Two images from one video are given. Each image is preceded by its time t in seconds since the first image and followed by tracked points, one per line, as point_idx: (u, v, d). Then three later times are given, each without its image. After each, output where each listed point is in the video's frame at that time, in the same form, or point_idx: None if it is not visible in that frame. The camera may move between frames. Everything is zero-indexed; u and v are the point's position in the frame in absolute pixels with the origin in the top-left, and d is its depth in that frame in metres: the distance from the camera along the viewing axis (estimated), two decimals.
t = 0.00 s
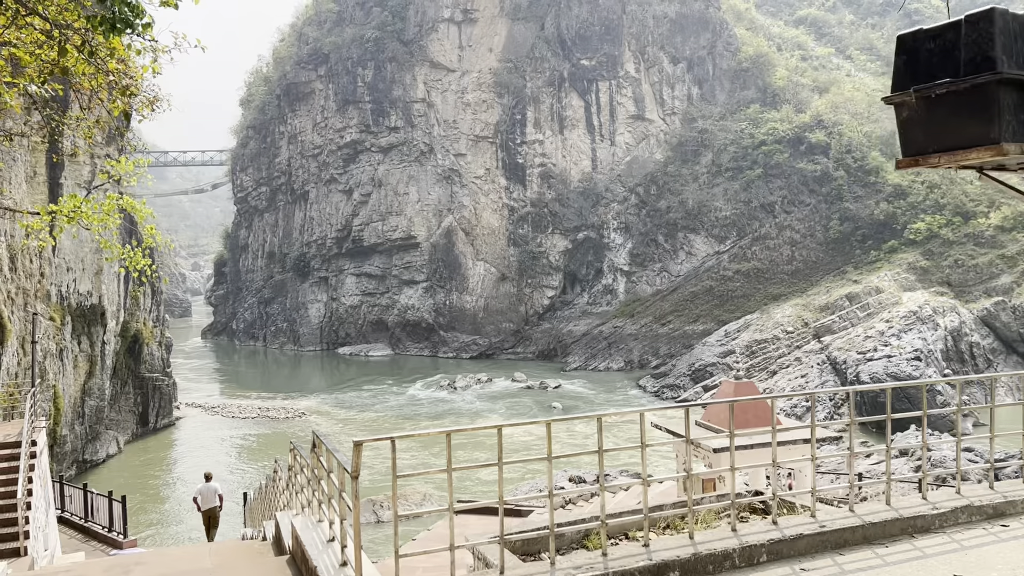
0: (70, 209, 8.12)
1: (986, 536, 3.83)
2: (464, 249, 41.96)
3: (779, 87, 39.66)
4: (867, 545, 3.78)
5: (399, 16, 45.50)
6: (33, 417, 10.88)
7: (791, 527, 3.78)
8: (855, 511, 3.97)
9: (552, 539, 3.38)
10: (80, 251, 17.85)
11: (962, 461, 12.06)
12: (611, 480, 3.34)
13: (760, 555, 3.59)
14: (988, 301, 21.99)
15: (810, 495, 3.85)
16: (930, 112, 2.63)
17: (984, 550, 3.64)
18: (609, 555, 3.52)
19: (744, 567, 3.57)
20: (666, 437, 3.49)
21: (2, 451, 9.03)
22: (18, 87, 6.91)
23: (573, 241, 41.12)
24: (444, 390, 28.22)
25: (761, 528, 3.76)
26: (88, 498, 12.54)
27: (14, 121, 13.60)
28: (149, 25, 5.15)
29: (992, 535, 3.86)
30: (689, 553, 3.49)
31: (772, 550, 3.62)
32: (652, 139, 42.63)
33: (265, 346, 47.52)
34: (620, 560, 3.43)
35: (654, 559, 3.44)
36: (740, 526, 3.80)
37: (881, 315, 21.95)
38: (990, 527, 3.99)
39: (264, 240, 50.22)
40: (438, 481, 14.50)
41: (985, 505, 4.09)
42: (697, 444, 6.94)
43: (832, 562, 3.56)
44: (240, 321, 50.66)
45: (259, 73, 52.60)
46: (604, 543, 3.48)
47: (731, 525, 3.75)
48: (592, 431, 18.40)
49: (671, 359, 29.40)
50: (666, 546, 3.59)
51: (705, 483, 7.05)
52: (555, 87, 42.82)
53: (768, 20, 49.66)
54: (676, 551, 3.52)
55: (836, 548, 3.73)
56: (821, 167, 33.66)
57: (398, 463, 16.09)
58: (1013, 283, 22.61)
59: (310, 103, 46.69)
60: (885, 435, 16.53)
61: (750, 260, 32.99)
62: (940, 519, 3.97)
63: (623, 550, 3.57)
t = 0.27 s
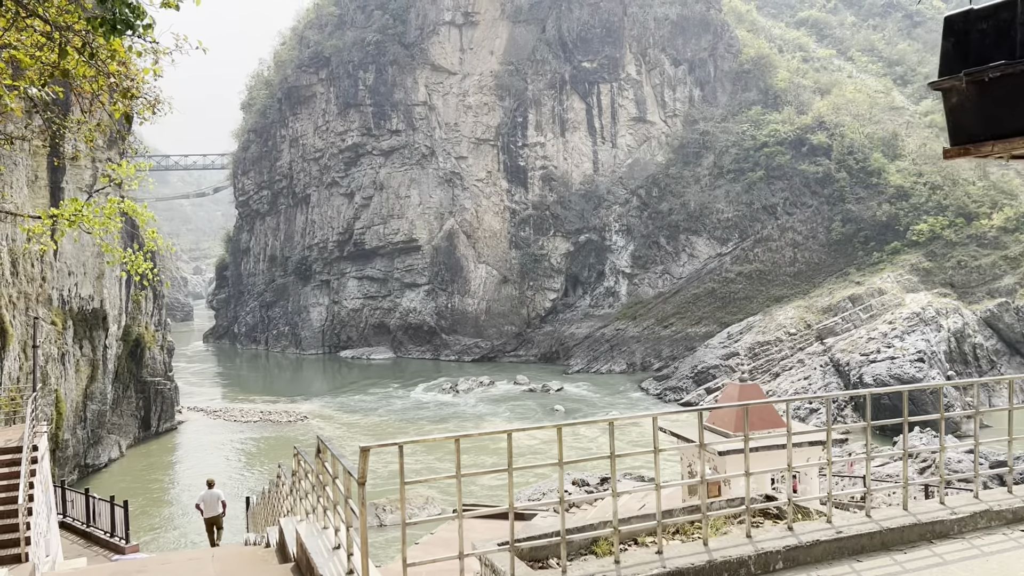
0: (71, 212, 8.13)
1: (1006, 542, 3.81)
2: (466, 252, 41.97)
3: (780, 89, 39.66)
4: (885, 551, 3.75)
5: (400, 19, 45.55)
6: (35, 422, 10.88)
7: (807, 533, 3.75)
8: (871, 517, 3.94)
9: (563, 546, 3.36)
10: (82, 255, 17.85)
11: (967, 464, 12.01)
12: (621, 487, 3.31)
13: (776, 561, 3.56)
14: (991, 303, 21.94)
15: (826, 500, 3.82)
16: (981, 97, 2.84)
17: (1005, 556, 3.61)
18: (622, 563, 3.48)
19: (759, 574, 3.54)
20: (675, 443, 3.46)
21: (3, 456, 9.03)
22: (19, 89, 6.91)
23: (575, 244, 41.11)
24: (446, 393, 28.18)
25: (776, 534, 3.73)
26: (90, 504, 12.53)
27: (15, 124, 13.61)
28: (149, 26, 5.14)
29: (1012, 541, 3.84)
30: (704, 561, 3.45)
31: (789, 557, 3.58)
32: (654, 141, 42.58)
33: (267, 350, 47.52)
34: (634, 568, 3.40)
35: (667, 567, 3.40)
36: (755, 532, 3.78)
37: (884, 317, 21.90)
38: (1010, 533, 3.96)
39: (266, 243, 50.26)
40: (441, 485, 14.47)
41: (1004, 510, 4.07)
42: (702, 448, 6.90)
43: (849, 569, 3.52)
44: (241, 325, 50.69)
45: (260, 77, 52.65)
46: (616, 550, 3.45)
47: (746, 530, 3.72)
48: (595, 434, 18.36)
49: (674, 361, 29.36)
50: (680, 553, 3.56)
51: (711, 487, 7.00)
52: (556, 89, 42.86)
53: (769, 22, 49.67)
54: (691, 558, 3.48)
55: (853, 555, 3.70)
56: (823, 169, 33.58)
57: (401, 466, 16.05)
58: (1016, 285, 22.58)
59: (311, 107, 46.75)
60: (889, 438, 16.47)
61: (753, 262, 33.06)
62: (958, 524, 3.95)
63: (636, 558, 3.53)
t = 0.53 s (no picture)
0: (72, 213, 8.16)
1: None
2: (467, 253, 42.02)
3: (781, 89, 39.69)
4: (904, 549, 3.77)
5: (401, 20, 45.60)
6: (36, 423, 10.92)
7: (825, 530, 3.77)
8: (889, 514, 3.96)
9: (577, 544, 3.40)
10: (83, 257, 17.88)
11: (970, 463, 12.01)
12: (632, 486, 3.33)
13: (793, 560, 3.58)
14: (992, 303, 21.94)
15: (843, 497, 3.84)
16: None
17: None
18: (637, 561, 3.50)
19: (777, 572, 3.55)
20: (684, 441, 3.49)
21: (5, 457, 9.07)
22: (20, 89, 6.95)
23: (576, 245, 41.13)
24: (448, 395, 28.17)
25: (793, 532, 3.76)
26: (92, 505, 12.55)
27: (16, 125, 13.66)
28: (151, 23, 5.18)
29: None
30: (721, 558, 3.47)
31: (806, 555, 3.60)
32: (655, 142, 42.59)
33: (268, 351, 47.58)
34: (650, 566, 3.41)
35: (683, 564, 3.43)
36: (770, 530, 3.81)
37: (885, 317, 21.91)
38: None
39: (267, 245, 50.34)
40: (442, 486, 14.49)
41: (1022, 507, 4.09)
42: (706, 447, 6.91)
43: (869, 567, 3.54)
44: (243, 326, 50.74)
45: (261, 79, 52.73)
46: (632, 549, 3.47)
47: (762, 528, 3.75)
48: (596, 435, 18.38)
49: (675, 362, 29.38)
50: (695, 551, 3.58)
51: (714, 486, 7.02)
52: (557, 90, 42.93)
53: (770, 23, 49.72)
54: (706, 556, 3.50)
55: (871, 553, 3.72)
56: (824, 169, 33.57)
57: (403, 467, 16.08)
58: (1017, 285, 22.60)
59: (312, 108, 46.84)
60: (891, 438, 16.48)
61: (755, 262, 33.17)
62: (978, 521, 3.97)
63: (652, 556, 3.56)
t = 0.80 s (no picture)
0: (71, 211, 8.12)
1: None
2: (467, 254, 41.97)
3: (781, 90, 39.67)
4: (927, 543, 3.73)
5: (401, 20, 45.55)
6: (36, 423, 10.88)
7: (846, 525, 3.72)
8: (910, 509, 3.92)
9: (595, 540, 3.29)
10: (82, 256, 17.83)
11: (972, 463, 11.99)
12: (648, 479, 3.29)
13: (815, 554, 3.52)
14: (993, 303, 21.92)
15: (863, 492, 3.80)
16: None
17: None
18: (654, 556, 3.44)
19: (798, 567, 3.49)
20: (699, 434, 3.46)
21: (5, 457, 9.02)
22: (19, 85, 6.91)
23: (576, 245, 41.07)
24: (447, 395, 28.11)
25: (814, 527, 3.70)
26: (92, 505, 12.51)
27: (15, 123, 13.61)
28: (152, 16, 5.15)
29: None
30: (740, 553, 3.41)
31: (828, 549, 3.55)
32: (655, 142, 42.54)
33: (267, 352, 47.50)
34: (668, 561, 3.34)
35: (703, 559, 3.36)
36: (791, 526, 3.75)
37: (886, 318, 21.87)
38: None
39: (266, 245, 50.29)
40: (443, 486, 14.44)
41: None
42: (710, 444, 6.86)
43: (892, 562, 3.49)
44: (242, 327, 50.67)
45: (260, 79, 52.68)
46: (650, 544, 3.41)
47: (782, 524, 3.69)
48: (596, 436, 18.33)
49: (676, 362, 29.34)
50: (715, 546, 3.51)
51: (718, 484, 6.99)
52: (557, 90, 42.91)
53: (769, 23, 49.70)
54: (726, 551, 3.44)
55: (894, 547, 3.68)
56: (824, 169, 33.54)
57: (403, 468, 16.04)
58: (1018, 285, 22.59)
59: (311, 108, 46.82)
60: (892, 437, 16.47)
61: (754, 262, 33.12)
62: (1000, 516, 3.95)
63: (670, 551, 3.49)
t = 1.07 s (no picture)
0: (71, 210, 8.09)
1: None
2: (467, 254, 41.94)
3: (781, 90, 39.67)
4: (946, 549, 3.70)
5: (400, 20, 45.53)
6: (35, 423, 10.86)
7: (864, 530, 3.69)
8: (929, 513, 3.89)
9: (609, 546, 3.29)
10: (82, 256, 17.81)
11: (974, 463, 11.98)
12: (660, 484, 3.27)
13: (832, 561, 3.50)
14: (993, 303, 21.90)
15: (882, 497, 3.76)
16: None
17: None
18: (668, 563, 3.41)
19: (816, 574, 3.48)
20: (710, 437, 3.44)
21: (3, 457, 9.00)
22: (19, 83, 6.88)
23: (576, 245, 41.02)
24: (447, 395, 28.10)
25: (831, 532, 3.68)
26: (91, 505, 12.49)
27: (14, 122, 13.59)
28: (154, 12, 5.13)
29: None
30: (757, 560, 3.39)
31: (845, 555, 3.53)
32: (655, 142, 42.51)
33: (267, 352, 47.46)
34: (683, 568, 3.33)
35: (719, 566, 3.34)
36: (807, 531, 3.72)
37: (886, 318, 21.85)
38: None
39: (266, 245, 50.28)
40: (443, 487, 14.43)
41: None
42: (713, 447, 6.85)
43: (911, 569, 3.47)
44: (241, 327, 50.63)
45: (260, 78, 52.62)
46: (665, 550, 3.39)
47: (798, 529, 3.67)
48: (596, 436, 18.31)
49: (676, 363, 29.32)
50: (732, 552, 3.48)
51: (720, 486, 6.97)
52: (557, 90, 42.91)
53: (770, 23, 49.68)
54: (743, 557, 3.42)
55: (913, 553, 3.65)
56: (825, 169, 33.52)
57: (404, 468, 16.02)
58: (1019, 285, 22.58)
59: (311, 108, 46.82)
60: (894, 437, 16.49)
61: (754, 263, 33.13)
62: (1020, 521, 3.92)
63: (685, 558, 3.47)
